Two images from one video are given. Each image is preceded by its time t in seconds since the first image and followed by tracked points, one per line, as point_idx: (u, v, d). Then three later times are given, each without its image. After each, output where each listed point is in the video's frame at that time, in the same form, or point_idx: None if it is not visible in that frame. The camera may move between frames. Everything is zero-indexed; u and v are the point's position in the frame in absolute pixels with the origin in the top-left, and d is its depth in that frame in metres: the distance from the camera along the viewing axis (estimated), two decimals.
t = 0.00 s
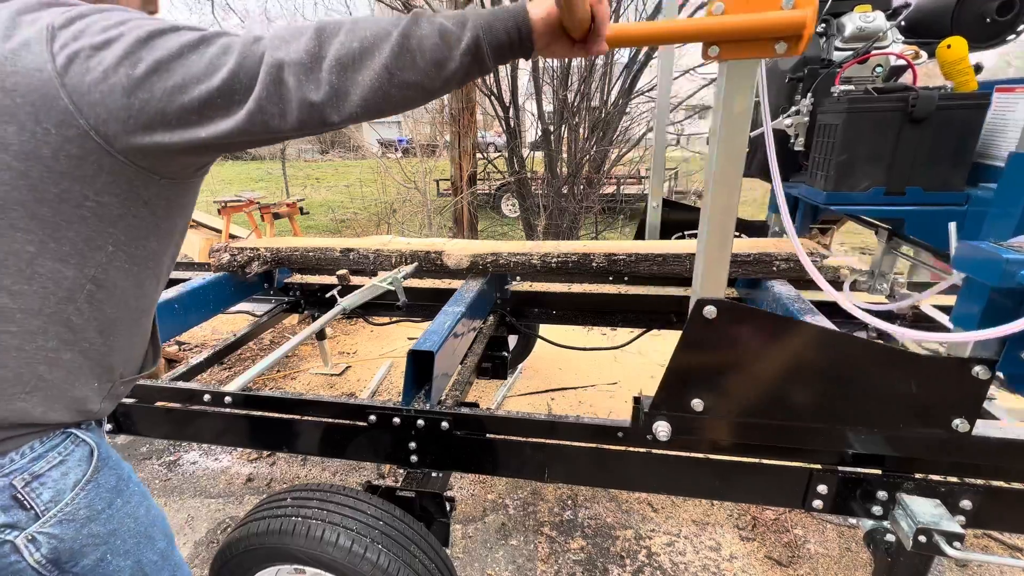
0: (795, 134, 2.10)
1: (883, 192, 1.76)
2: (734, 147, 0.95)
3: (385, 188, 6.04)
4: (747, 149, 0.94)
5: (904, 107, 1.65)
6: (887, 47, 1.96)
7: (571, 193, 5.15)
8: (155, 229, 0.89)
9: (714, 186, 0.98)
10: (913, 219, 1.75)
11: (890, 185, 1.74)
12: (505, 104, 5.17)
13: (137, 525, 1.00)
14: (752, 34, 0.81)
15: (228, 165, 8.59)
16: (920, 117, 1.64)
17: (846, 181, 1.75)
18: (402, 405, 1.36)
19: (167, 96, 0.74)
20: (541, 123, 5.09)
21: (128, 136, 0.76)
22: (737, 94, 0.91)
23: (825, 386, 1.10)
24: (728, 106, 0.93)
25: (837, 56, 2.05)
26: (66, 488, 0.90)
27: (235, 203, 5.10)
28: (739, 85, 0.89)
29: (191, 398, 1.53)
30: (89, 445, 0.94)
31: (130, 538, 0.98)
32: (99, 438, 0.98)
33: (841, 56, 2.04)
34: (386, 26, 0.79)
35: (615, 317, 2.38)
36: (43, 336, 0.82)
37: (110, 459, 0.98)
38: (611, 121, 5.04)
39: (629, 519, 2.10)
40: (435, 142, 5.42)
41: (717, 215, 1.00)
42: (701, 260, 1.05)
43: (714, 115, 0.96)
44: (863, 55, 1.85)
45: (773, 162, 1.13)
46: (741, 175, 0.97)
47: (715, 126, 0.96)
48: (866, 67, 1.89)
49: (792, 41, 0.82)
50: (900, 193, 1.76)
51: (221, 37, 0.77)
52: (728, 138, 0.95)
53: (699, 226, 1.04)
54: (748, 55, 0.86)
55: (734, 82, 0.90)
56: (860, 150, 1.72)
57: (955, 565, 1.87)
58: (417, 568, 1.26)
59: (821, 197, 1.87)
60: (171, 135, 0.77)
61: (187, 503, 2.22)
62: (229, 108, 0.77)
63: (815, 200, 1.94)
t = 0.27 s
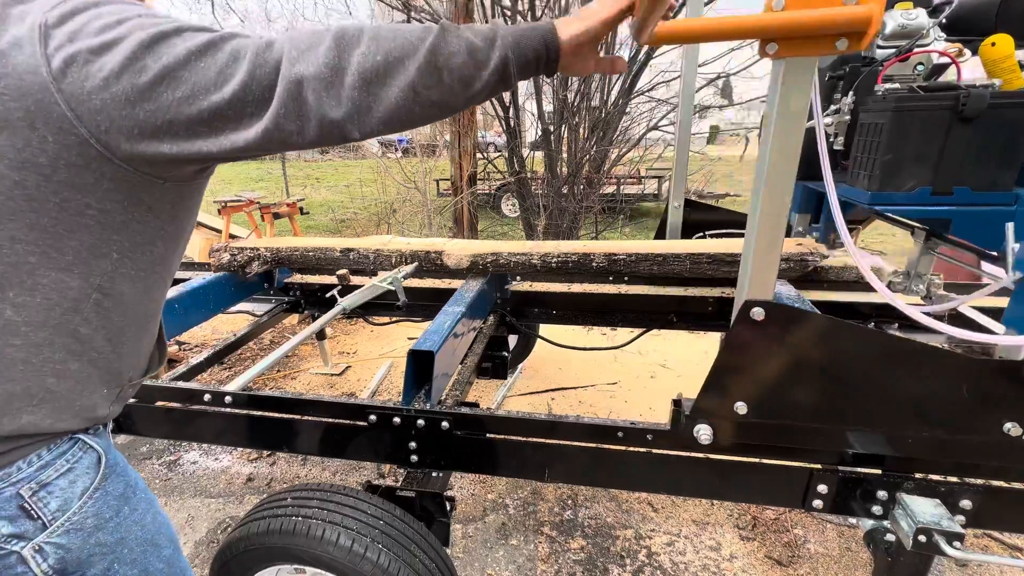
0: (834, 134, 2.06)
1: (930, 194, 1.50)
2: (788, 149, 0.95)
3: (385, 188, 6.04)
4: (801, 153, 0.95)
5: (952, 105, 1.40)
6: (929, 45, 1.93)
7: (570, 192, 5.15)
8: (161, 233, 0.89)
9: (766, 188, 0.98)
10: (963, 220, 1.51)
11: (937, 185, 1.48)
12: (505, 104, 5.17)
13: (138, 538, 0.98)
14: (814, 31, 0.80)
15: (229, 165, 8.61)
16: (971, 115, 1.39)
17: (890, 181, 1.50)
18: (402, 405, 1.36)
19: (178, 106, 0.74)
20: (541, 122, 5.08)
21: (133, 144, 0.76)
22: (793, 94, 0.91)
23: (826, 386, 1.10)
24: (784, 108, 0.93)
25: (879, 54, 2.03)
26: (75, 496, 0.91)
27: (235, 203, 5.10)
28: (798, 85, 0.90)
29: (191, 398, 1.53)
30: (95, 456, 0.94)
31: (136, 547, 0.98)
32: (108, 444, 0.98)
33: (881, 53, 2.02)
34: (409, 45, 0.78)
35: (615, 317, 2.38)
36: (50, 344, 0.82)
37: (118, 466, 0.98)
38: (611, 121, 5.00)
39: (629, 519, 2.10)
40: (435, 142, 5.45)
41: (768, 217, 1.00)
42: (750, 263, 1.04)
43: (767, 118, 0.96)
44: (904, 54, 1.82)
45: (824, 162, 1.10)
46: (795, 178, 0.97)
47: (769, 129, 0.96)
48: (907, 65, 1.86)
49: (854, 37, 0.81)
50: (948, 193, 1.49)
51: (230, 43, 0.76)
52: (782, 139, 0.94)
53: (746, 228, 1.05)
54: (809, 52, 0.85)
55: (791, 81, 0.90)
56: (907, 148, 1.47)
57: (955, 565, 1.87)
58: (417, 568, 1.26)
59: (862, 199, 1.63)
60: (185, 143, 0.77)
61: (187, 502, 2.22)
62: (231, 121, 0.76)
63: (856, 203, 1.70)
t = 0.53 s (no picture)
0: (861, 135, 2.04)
1: (961, 192, 1.56)
2: (824, 148, 0.92)
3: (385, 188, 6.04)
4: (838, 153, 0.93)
5: (986, 104, 1.44)
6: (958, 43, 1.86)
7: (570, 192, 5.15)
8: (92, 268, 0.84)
9: (799, 188, 0.96)
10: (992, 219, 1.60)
11: (969, 185, 1.52)
12: (505, 104, 5.18)
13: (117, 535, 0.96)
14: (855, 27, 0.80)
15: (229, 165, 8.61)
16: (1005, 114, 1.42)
17: (922, 181, 1.53)
18: (402, 405, 1.36)
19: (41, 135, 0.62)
20: (541, 123, 5.08)
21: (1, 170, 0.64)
22: (831, 90, 0.90)
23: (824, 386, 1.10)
24: (821, 106, 0.91)
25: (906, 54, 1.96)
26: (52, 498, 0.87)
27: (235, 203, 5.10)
28: (837, 81, 0.89)
29: (190, 398, 1.53)
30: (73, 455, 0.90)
31: (114, 558, 0.97)
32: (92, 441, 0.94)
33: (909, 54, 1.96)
34: (284, 153, 0.67)
35: (615, 317, 2.37)
36: (10, 356, 0.78)
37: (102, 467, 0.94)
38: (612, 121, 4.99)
39: (630, 519, 2.10)
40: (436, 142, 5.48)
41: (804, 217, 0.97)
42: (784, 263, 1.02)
43: (804, 116, 0.95)
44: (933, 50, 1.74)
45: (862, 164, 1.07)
46: (831, 177, 0.94)
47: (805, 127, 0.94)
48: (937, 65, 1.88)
49: (897, 35, 0.80)
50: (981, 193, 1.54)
51: (57, 75, 0.65)
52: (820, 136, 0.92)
53: (779, 226, 1.03)
54: (850, 51, 0.85)
55: (829, 78, 0.89)
56: (939, 147, 1.49)
57: (955, 565, 1.87)
58: (417, 568, 1.26)
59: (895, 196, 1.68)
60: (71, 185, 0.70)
61: (187, 502, 2.22)
62: (60, 171, 0.61)
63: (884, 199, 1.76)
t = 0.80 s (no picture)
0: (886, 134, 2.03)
1: (995, 192, 1.63)
2: (864, 147, 0.91)
3: (385, 188, 6.05)
4: (877, 154, 0.91)
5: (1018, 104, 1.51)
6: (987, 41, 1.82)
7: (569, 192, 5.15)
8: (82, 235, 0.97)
9: (838, 187, 0.94)
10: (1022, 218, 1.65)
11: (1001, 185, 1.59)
12: (505, 104, 5.18)
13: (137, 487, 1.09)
14: (899, 24, 0.79)
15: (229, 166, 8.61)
16: None
17: (955, 181, 1.59)
18: (402, 405, 1.35)
19: None
20: (541, 122, 5.08)
21: None
22: (873, 88, 0.88)
23: (825, 387, 1.10)
24: (862, 104, 0.89)
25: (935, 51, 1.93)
26: (47, 458, 0.96)
27: (235, 203, 5.10)
28: (881, 80, 0.87)
29: (191, 398, 1.53)
30: (72, 424, 0.98)
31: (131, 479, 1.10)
32: (108, 416, 1.03)
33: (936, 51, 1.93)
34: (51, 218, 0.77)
35: (615, 317, 2.36)
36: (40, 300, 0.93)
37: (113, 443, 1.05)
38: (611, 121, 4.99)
39: (630, 519, 2.10)
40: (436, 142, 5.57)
41: (841, 215, 0.95)
42: (819, 263, 1.00)
43: (843, 115, 0.93)
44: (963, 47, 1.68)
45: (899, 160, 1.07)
46: (871, 177, 0.92)
47: (845, 127, 0.92)
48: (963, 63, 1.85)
49: (943, 32, 0.80)
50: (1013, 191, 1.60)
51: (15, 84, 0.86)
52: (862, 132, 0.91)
53: (815, 225, 1.01)
54: (892, 49, 0.83)
55: (873, 75, 0.87)
56: (973, 147, 1.56)
57: (955, 565, 1.87)
58: (417, 568, 1.26)
59: (926, 195, 1.75)
60: (1, 169, 0.85)
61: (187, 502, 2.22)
62: None
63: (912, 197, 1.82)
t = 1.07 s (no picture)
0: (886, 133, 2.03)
1: (993, 192, 1.61)
2: (864, 147, 0.91)
3: (385, 188, 6.05)
4: (878, 154, 0.92)
5: (1020, 104, 1.50)
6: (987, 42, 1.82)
7: (569, 191, 5.15)
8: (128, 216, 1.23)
9: (839, 186, 0.94)
10: None
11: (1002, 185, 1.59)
12: (505, 104, 5.18)
13: (153, 436, 1.24)
14: (900, 25, 0.79)
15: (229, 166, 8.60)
16: None
17: (955, 181, 1.60)
18: (402, 405, 1.36)
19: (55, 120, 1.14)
20: (541, 122, 5.08)
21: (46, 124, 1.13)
22: (874, 88, 0.88)
23: (825, 387, 1.10)
24: (862, 104, 0.89)
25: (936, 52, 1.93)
26: (100, 377, 1.15)
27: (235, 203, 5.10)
28: (881, 80, 0.87)
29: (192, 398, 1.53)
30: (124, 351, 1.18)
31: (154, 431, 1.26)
32: (150, 354, 1.24)
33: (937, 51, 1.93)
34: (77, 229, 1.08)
35: (615, 317, 2.37)
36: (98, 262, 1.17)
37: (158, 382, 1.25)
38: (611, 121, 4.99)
39: (630, 519, 2.10)
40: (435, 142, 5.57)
41: (841, 215, 0.96)
42: (819, 263, 1.00)
43: (843, 115, 0.93)
44: (961, 47, 1.69)
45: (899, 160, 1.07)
46: (871, 176, 0.93)
47: (846, 126, 0.92)
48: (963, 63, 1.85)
49: (943, 32, 0.80)
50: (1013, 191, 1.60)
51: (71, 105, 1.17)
52: (862, 133, 0.91)
53: (815, 224, 1.01)
54: (893, 49, 0.83)
55: (873, 75, 0.88)
56: (973, 147, 1.56)
57: (955, 564, 1.87)
58: (417, 568, 1.26)
59: (924, 197, 1.73)
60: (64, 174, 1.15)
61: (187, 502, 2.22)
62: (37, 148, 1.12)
63: (912, 198, 1.81)
